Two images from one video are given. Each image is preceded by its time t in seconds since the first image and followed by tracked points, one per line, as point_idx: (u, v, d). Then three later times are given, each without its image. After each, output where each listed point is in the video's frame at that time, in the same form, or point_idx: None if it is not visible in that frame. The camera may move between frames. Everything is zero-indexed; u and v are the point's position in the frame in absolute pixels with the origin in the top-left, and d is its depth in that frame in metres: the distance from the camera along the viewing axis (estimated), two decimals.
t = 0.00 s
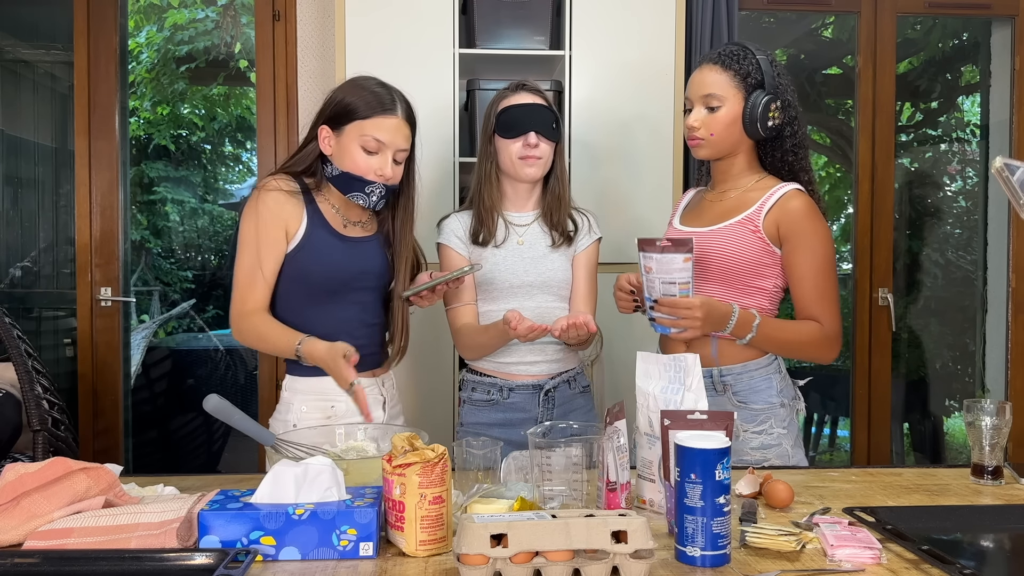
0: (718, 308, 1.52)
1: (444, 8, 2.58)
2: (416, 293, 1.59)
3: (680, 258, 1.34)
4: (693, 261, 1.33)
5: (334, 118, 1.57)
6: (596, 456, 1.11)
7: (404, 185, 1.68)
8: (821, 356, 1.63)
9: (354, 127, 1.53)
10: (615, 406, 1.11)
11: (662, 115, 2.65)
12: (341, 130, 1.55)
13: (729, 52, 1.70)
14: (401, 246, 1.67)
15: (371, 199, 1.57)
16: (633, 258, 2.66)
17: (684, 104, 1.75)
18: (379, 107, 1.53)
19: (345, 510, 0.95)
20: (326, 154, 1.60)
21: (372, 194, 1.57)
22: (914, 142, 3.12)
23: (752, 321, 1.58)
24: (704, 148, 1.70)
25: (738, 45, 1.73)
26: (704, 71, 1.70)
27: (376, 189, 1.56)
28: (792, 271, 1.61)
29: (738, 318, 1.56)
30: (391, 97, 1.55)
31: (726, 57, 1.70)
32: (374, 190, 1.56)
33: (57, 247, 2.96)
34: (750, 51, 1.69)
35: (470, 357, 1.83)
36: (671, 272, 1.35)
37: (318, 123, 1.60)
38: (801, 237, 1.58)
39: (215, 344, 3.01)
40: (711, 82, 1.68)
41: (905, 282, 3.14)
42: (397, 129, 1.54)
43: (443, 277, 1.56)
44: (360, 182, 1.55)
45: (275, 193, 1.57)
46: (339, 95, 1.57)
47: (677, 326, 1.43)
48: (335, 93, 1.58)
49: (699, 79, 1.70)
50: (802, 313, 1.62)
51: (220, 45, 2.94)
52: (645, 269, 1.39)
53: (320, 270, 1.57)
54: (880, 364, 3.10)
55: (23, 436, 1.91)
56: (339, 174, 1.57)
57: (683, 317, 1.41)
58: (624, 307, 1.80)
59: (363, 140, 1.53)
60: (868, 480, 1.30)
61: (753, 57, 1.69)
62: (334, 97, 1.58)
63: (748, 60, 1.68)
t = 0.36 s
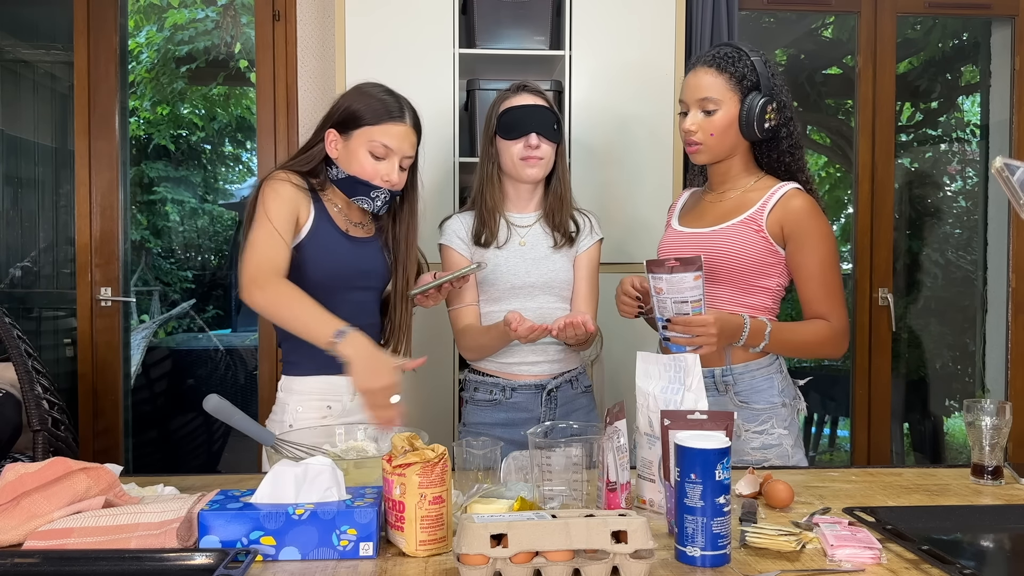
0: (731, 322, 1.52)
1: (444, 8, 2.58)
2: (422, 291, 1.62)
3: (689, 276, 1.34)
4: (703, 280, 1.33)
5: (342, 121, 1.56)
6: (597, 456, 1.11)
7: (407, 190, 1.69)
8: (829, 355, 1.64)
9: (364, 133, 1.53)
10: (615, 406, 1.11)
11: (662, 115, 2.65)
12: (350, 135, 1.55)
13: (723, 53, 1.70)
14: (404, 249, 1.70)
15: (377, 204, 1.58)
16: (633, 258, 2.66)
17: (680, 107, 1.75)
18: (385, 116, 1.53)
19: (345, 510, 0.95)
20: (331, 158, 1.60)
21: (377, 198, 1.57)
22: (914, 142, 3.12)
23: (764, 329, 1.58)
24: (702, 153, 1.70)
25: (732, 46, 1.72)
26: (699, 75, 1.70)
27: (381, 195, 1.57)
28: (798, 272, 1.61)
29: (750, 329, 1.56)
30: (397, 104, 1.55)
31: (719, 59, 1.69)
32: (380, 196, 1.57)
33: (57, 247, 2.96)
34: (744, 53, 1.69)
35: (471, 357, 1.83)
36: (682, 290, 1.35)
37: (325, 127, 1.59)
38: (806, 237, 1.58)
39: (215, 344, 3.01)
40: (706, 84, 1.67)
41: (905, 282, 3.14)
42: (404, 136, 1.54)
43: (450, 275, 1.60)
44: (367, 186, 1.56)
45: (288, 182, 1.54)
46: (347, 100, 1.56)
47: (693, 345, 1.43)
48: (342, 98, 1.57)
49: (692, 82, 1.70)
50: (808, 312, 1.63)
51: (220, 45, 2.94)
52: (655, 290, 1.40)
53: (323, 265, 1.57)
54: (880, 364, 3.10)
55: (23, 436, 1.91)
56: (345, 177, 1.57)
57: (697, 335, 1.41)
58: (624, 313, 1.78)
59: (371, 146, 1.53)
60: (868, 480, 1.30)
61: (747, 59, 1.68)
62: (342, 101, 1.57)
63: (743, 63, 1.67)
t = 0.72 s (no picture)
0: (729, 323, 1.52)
1: (444, 8, 2.58)
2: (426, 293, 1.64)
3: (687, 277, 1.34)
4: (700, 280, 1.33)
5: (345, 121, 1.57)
6: (597, 456, 1.11)
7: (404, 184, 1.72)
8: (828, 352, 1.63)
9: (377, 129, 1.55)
10: (615, 406, 1.11)
11: (662, 115, 2.65)
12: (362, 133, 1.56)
13: (719, 55, 1.70)
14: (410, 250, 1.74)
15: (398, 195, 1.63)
16: (633, 258, 2.66)
17: (677, 108, 1.74)
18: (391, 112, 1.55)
19: (345, 510, 0.95)
20: (341, 158, 1.59)
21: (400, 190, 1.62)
22: (914, 142, 3.12)
23: (763, 329, 1.57)
24: (699, 155, 1.70)
25: (728, 47, 1.72)
26: (695, 77, 1.70)
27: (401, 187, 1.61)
28: (796, 270, 1.61)
29: (749, 329, 1.56)
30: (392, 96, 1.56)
31: (716, 61, 1.69)
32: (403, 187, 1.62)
33: (57, 247, 2.96)
34: (741, 54, 1.69)
35: (472, 358, 1.83)
36: (679, 291, 1.36)
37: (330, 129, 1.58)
38: (802, 235, 1.58)
39: (215, 344, 3.01)
40: (703, 86, 1.67)
41: (905, 282, 3.14)
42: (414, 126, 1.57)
43: (453, 277, 1.66)
44: (388, 180, 1.59)
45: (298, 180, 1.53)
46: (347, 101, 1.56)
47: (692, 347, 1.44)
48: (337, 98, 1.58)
49: (688, 85, 1.70)
50: (807, 310, 1.63)
51: (220, 45, 2.94)
52: (654, 293, 1.41)
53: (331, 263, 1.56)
54: (880, 364, 3.10)
55: (23, 436, 1.91)
56: (361, 176, 1.59)
57: (696, 336, 1.41)
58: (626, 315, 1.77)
59: (388, 139, 1.56)
60: (869, 480, 1.30)
61: (743, 61, 1.68)
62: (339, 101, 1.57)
63: (739, 64, 1.67)
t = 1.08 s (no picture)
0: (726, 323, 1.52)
1: (444, 8, 2.58)
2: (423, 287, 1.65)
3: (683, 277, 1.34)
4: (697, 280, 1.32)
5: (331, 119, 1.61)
6: (596, 456, 1.11)
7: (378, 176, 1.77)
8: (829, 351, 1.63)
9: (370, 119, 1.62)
10: (615, 406, 1.11)
11: (662, 115, 2.65)
12: (357, 122, 1.62)
13: (719, 54, 1.70)
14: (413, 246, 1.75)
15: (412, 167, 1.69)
16: (633, 258, 2.66)
17: (677, 108, 1.74)
18: (371, 96, 1.62)
19: (345, 510, 0.95)
20: (342, 153, 1.64)
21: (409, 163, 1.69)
22: (914, 142, 3.12)
23: (761, 330, 1.58)
24: (699, 154, 1.70)
25: (726, 47, 1.72)
26: (693, 77, 1.70)
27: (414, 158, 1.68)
28: (796, 270, 1.61)
29: (748, 329, 1.56)
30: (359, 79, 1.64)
31: (716, 61, 1.70)
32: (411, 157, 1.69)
33: (57, 247, 2.96)
34: (741, 54, 1.69)
35: (472, 358, 1.83)
36: (676, 292, 1.35)
37: (317, 130, 1.62)
38: (801, 234, 1.58)
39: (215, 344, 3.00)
40: (703, 86, 1.67)
41: (905, 282, 3.14)
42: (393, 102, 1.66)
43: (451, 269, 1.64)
44: (398, 155, 1.65)
45: (293, 194, 1.55)
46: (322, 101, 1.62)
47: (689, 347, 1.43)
48: (306, 98, 1.64)
49: (688, 85, 1.69)
50: (807, 310, 1.63)
51: (220, 45, 2.94)
52: (652, 294, 1.40)
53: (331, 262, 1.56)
54: (880, 364, 3.10)
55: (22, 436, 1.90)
56: (379, 161, 1.64)
57: (694, 336, 1.40)
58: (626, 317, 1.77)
59: (383, 118, 1.63)
60: (868, 480, 1.30)
61: (743, 60, 1.68)
62: (313, 102, 1.63)
63: (739, 64, 1.67)
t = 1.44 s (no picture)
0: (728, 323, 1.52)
1: (444, 8, 2.58)
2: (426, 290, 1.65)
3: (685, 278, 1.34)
4: (699, 282, 1.32)
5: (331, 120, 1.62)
6: (597, 456, 1.11)
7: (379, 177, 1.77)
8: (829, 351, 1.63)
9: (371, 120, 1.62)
10: (615, 406, 1.11)
11: (662, 115, 2.64)
12: (358, 123, 1.62)
13: (720, 53, 1.70)
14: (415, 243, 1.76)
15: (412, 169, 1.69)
16: (633, 257, 2.66)
17: (677, 107, 1.74)
18: (373, 97, 1.62)
19: (345, 510, 0.95)
20: (343, 154, 1.64)
21: (409, 166, 1.69)
22: (914, 142, 3.12)
23: (763, 331, 1.58)
24: (699, 153, 1.70)
25: (727, 46, 1.72)
26: (693, 76, 1.70)
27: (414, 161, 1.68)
28: (796, 270, 1.61)
29: (749, 331, 1.56)
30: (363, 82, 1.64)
31: (717, 59, 1.69)
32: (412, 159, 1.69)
33: (57, 247, 2.96)
34: (742, 53, 1.69)
35: (473, 358, 1.83)
36: (679, 294, 1.35)
37: (318, 130, 1.62)
38: (801, 234, 1.59)
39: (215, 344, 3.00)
40: (703, 85, 1.67)
41: (905, 282, 3.14)
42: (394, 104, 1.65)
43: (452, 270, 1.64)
44: (398, 157, 1.65)
45: (291, 195, 1.55)
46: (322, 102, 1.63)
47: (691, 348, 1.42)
48: (309, 99, 1.65)
49: (688, 83, 1.69)
50: (808, 311, 1.63)
51: (220, 45, 2.94)
52: (653, 295, 1.40)
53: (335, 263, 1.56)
54: (880, 363, 3.10)
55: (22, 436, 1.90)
56: (377, 163, 1.64)
57: (695, 338, 1.40)
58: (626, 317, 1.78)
59: (384, 119, 1.63)
60: (868, 480, 1.30)
61: (744, 59, 1.68)
62: (314, 102, 1.63)
63: (740, 63, 1.67)
